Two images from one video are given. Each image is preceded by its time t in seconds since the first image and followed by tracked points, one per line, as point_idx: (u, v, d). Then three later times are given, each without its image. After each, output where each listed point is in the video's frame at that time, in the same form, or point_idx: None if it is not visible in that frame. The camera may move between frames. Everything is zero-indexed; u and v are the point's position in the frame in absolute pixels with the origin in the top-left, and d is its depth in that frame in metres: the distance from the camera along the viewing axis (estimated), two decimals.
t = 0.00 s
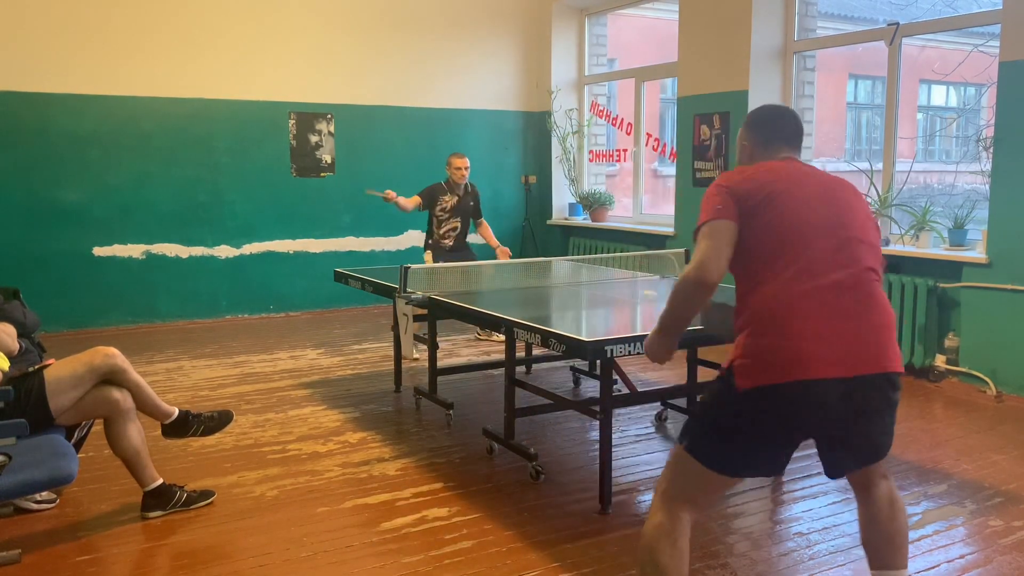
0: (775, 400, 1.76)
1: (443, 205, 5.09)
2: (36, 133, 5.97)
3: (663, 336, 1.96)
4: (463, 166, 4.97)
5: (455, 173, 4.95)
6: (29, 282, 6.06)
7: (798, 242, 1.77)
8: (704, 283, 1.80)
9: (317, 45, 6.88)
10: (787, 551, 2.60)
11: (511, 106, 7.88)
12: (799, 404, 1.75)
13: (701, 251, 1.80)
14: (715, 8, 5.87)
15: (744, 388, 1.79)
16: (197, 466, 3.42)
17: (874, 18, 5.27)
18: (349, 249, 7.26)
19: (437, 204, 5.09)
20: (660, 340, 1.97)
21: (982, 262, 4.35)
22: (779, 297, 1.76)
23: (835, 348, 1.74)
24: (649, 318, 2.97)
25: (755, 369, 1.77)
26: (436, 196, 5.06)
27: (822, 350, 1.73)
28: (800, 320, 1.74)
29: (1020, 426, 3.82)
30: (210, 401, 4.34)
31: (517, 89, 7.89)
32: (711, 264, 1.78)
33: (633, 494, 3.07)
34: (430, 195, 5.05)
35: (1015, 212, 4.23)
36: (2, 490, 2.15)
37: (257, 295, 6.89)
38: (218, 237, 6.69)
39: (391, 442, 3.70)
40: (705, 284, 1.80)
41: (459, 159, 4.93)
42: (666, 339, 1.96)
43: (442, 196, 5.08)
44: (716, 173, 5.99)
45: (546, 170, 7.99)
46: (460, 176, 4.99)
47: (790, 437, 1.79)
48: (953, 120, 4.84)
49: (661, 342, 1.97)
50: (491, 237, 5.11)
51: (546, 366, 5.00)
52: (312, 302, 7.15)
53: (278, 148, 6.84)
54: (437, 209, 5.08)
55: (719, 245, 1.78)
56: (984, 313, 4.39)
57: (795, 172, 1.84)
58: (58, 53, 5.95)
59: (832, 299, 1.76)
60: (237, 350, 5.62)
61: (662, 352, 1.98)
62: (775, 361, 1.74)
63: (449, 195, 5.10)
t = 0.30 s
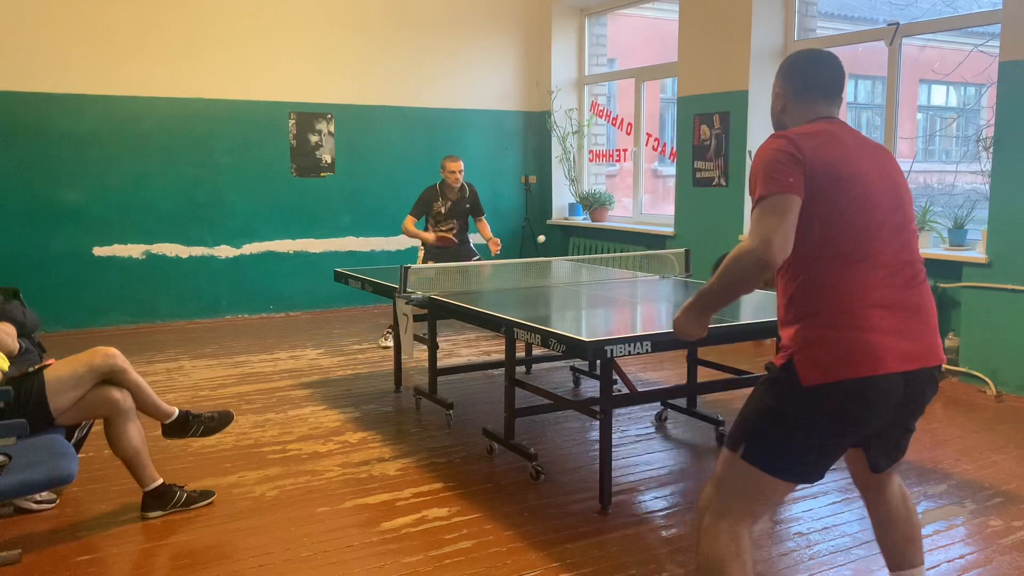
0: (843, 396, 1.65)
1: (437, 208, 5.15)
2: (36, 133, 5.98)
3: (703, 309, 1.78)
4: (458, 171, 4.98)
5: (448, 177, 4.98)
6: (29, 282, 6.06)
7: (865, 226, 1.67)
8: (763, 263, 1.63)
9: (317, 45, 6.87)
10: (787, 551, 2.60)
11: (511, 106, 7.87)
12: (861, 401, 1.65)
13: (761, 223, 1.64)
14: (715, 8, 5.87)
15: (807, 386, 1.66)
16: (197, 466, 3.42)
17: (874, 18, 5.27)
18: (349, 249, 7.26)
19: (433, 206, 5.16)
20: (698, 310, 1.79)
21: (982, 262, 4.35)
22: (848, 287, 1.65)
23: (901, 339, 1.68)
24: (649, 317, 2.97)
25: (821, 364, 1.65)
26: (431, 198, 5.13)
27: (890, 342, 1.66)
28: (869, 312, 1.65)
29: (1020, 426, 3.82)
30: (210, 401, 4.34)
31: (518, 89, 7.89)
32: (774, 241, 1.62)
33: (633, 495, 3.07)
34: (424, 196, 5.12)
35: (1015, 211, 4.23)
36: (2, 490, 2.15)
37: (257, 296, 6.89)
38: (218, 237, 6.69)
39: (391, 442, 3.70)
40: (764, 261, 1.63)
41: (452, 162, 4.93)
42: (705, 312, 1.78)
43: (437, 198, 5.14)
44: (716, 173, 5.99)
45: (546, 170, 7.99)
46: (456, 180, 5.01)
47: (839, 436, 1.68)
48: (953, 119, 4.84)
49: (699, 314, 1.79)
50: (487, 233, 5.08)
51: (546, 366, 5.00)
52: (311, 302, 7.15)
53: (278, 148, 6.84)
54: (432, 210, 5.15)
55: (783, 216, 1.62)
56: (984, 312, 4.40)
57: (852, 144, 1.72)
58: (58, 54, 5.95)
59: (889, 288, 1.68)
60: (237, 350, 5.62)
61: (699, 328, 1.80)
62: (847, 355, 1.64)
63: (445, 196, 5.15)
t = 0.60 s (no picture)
0: (863, 426, 1.51)
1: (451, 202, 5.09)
2: (37, 134, 5.98)
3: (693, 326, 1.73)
4: (460, 162, 5.05)
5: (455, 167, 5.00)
6: (29, 282, 6.06)
7: (880, 235, 1.52)
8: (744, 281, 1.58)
9: (317, 45, 6.88)
10: (786, 551, 2.60)
11: (512, 106, 7.88)
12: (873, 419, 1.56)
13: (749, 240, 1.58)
14: (715, 9, 5.87)
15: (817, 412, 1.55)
16: (197, 466, 3.42)
17: (874, 18, 5.27)
18: (349, 249, 7.26)
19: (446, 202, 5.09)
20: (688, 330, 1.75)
21: (982, 262, 4.35)
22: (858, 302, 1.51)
23: (925, 356, 1.50)
24: (649, 317, 2.97)
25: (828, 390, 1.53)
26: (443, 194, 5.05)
27: (910, 359, 1.50)
28: (882, 328, 1.50)
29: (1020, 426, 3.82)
30: (210, 401, 4.34)
31: (518, 89, 7.89)
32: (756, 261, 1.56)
33: (633, 495, 3.07)
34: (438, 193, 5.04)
35: (1016, 211, 4.22)
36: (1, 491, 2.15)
37: (257, 296, 6.89)
38: (218, 237, 6.69)
39: (391, 442, 3.70)
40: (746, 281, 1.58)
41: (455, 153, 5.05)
42: (698, 331, 1.73)
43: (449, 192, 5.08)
44: (716, 173, 5.99)
45: (546, 170, 7.98)
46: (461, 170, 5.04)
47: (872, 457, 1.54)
48: (953, 120, 4.84)
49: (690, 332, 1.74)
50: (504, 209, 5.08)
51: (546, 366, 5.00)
52: (312, 302, 7.15)
53: (278, 148, 6.84)
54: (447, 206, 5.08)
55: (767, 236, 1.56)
56: (984, 312, 4.39)
57: (865, 143, 1.56)
58: (58, 54, 5.96)
59: (914, 303, 1.52)
60: (237, 350, 5.62)
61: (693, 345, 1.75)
62: (855, 377, 1.50)
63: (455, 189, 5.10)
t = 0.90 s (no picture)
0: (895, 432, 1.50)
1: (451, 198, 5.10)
2: (36, 134, 5.98)
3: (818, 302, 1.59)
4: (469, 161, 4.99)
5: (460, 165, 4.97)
6: (29, 282, 6.06)
7: (968, 246, 1.47)
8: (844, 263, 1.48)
9: (317, 45, 6.87)
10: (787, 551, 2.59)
11: (511, 106, 7.88)
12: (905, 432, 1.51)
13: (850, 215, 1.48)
14: (715, 9, 5.87)
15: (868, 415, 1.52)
16: (197, 466, 3.42)
17: (874, 18, 5.27)
18: (349, 249, 7.26)
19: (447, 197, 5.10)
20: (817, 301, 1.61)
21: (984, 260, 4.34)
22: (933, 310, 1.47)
23: (997, 372, 1.49)
24: (649, 318, 2.97)
25: (893, 394, 1.49)
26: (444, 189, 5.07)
27: (974, 378, 1.47)
28: (951, 343, 1.47)
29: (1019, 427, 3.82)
30: (209, 401, 4.34)
31: (518, 89, 7.89)
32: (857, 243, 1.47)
33: (633, 494, 3.07)
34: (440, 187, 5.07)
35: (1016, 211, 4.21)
36: (2, 491, 2.15)
37: (257, 296, 6.89)
38: (218, 237, 6.69)
39: (391, 442, 3.70)
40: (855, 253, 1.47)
41: (462, 150, 4.96)
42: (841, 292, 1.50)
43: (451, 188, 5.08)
44: (716, 173, 5.99)
45: (546, 170, 7.98)
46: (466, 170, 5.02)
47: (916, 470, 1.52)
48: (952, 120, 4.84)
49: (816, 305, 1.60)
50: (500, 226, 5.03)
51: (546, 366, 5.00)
52: (311, 302, 7.15)
53: (278, 148, 6.84)
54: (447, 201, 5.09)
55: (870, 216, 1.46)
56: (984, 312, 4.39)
57: (983, 150, 1.50)
58: (59, 54, 5.96)
59: (987, 321, 1.48)
60: (237, 350, 5.62)
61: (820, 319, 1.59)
62: (926, 384, 1.47)
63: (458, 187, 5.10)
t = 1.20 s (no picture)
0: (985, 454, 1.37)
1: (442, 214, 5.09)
2: (37, 134, 5.98)
3: (923, 276, 1.17)
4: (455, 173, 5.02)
5: (446, 177, 5.01)
6: (29, 282, 6.06)
7: None
8: None
9: (317, 45, 6.88)
10: (787, 551, 2.60)
11: (511, 106, 7.88)
12: None
13: None
14: (715, 9, 5.87)
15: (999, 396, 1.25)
16: (197, 466, 3.42)
17: (874, 18, 5.27)
18: (349, 249, 7.26)
19: (439, 215, 5.09)
20: (912, 270, 1.17)
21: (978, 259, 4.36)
22: None
23: None
24: (649, 318, 2.97)
25: None
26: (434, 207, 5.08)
27: None
28: None
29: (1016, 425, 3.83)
30: (210, 401, 4.34)
31: (518, 89, 7.89)
32: None
33: (633, 494, 3.08)
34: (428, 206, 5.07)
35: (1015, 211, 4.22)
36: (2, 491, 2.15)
37: (257, 296, 6.89)
38: (218, 237, 6.69)
39: (391, 442, 3.70)
40: None
41: (450, 163, 5.04)
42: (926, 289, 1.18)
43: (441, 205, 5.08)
44: (716, 173, 5.99)
45: (546, 170, 7.99)
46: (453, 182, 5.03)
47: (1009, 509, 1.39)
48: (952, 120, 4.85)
49: (911, 278, 1.17)
50: (495, 229, 5.01)
51: (546, 366, 5.00)
52: (312, 302, 7.15)
53: (278, 148, 6.84)
54: (438, 218, 5.08)
55: None
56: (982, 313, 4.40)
57: None
58: (59, 54, 5.96)
59: None
60: (237, 350, 5.62)
61: (896, 305, 1.18)
62: None
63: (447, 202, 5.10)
